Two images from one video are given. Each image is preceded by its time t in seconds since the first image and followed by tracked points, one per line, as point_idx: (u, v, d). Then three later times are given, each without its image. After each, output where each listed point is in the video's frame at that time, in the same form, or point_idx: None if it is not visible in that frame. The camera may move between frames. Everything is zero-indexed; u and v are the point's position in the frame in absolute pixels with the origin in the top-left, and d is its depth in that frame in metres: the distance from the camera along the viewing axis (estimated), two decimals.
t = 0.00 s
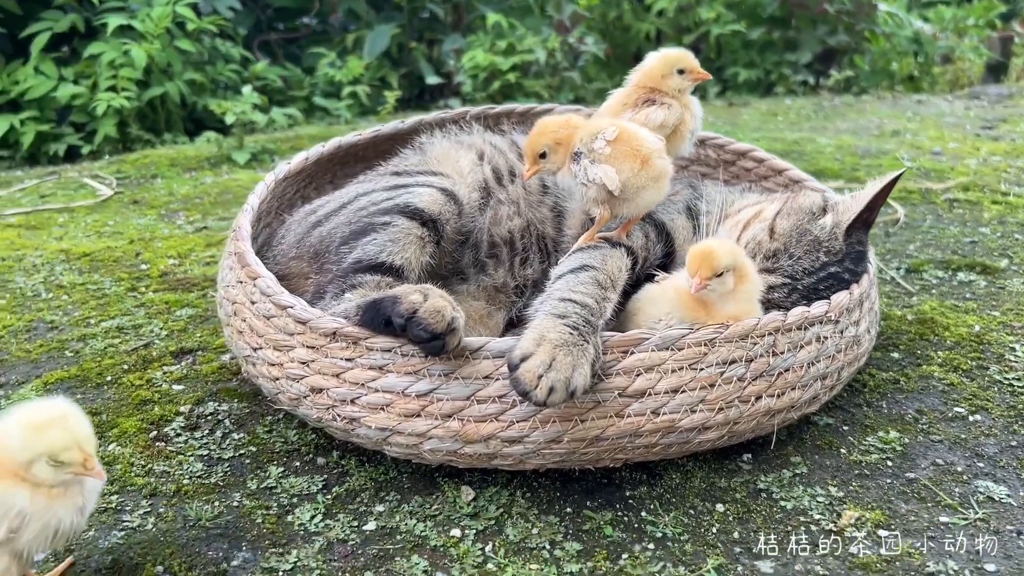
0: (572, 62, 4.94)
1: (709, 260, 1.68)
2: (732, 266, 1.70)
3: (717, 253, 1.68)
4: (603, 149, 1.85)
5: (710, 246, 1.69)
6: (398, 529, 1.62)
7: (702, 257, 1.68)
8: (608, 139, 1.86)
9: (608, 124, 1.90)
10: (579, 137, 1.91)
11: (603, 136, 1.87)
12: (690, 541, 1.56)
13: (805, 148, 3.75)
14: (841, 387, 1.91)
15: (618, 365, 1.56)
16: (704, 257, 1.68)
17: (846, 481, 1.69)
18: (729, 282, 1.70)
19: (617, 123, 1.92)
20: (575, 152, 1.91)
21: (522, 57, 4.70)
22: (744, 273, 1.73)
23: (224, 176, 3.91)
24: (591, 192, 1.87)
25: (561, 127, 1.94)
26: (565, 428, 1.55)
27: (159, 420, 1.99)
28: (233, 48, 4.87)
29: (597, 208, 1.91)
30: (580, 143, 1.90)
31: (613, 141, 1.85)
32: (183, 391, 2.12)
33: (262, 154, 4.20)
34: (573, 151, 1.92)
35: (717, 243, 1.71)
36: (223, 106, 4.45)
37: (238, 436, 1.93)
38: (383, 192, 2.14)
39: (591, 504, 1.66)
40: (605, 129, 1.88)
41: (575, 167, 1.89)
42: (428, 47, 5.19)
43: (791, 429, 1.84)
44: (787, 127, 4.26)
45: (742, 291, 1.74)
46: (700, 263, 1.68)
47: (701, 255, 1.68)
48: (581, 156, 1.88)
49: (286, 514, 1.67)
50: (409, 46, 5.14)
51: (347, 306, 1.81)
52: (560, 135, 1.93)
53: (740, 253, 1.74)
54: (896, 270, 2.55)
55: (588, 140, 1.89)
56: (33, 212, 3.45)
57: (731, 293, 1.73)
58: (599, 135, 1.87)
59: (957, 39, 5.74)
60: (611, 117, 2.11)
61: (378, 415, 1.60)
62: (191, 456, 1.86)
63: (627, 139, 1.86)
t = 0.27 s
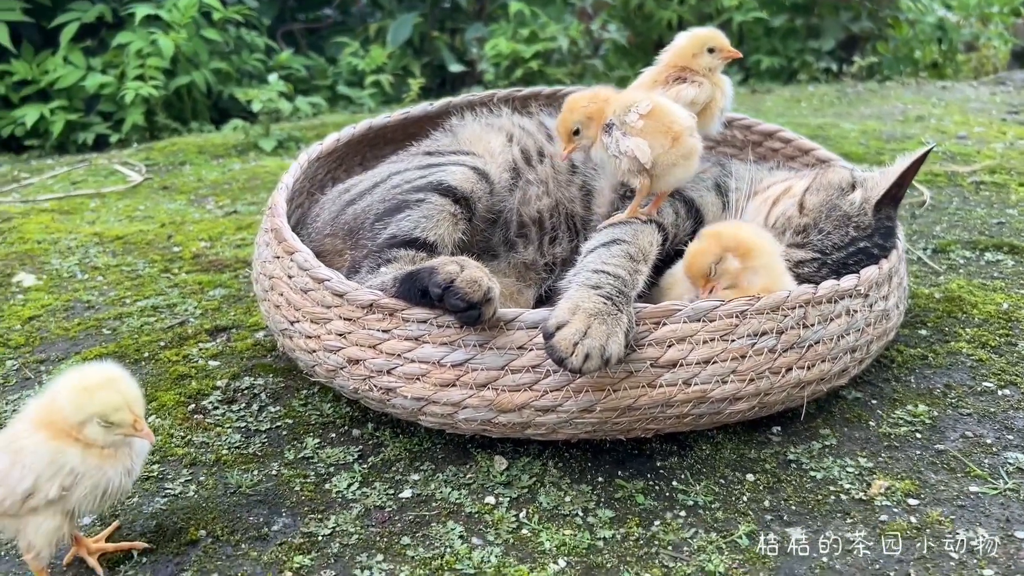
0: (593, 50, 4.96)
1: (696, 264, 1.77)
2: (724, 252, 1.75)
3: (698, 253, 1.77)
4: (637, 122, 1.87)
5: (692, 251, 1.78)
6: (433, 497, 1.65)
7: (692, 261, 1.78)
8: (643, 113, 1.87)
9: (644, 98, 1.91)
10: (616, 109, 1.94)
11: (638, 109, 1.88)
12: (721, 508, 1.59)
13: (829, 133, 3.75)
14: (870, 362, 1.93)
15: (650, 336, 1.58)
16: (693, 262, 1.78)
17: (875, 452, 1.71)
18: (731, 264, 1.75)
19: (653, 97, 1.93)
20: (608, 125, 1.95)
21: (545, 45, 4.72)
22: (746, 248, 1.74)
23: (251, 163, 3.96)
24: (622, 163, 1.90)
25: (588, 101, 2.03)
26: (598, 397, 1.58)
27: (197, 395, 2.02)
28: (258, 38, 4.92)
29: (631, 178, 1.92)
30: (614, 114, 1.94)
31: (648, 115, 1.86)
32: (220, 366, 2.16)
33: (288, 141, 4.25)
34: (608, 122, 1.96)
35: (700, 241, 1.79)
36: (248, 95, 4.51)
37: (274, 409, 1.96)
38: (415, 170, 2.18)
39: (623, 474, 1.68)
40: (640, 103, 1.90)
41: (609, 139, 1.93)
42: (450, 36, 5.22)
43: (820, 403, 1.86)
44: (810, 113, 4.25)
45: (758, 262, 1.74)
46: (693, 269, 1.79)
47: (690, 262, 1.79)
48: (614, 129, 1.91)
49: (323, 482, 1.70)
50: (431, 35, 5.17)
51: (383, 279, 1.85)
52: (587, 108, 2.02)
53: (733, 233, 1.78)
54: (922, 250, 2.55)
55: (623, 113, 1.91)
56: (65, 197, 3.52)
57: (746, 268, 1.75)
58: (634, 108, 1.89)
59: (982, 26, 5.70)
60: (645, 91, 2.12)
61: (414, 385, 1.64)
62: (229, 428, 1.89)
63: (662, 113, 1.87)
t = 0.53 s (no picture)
0: (604, 46, 4.94)
1: (721, 274, 1.72)
2: (748, 260, 1.70)
3: (722, 263, 1.72)
4: (652, 107, 1.85)
5: (716, 261, 1.73)
6: (441, 498, 1.65)
7: (715, 272, 1.73)
8: (658, 98, 1.86)
9: (660, 85, 1.91)
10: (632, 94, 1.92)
11: (654, 94, 1.88)
12: (730, 511, 1.58)
13: (843, 130, 3.72)
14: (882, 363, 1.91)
15: (659, 338, 1.57)
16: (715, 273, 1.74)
17: (886, 455, 1.69)
18: (756, 271, 1.71)
19: (667, 86, 1.92)
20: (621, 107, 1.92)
21: (557, 41, 4.70)
22: (768, 254, 1.71)
23: (263, 161, 3.97)
24: (631, 150, 1.87)
25: (578, 120, 1.99)
26: (606, 400, 1.57)
27: (207, 394, 2.03)
28: (270, 35, 4.93)
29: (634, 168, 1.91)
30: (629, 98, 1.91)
31: (664, 100, 1.86)
32: (230, 365, 2.17)
33: (300, 139, 4.25)
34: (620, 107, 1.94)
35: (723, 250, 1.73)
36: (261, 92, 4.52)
37: (283, 409, 1.96)
38: (424, 170, 2.17)
39: (631, 476, 1.68)
40: (656, 88, 1.89)
41: (620, 121, 1.89)
42: (462, 32, 5.21)
43: (831, 404, 1.85)
44: (825, 109, 4.21)
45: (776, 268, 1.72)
46: (717, 279, 1.73)
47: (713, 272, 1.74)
48: (627, 110, 1.88)
49: (331, 483, 1.71)
50: (444, 31, 5.16)
51: (391, 280, 1.85)
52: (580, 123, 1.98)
53: (755, 238, 1.73)
54: (936, 249, 2.52)
55: (638, 96, 1.90)
56: (79, 196, 3.54)
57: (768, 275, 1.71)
58: (649, 93, 1.88)
59: (1000, 21, 5.63)
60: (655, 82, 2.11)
61: (421, 387, 1.64)
62: (238, 428, 1.90)
63: (676, 100, 1.86)
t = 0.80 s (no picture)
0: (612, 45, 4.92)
1: (737, 259, 1.70)
2: (764, 257, 1.70)
3: (743, 249, 1.69)
4: (650, 107, 1.86)
5: (736, 245, 1.70)
6: (440, 502, 1.65)
7: (729, 256, 1.71)
8: (655, 97, 1.87)
9: (654, 86, 1.92)
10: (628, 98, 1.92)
11: (650, 94, 1.88)
12: (729, 516, 1.57)
13: (850, 129, 3.69)
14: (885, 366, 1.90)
15: (658, 342, 1.56)
16: (729, 258, 1.71)
17: (888, 459, 1.68)
18: (767, 272, 1.71)
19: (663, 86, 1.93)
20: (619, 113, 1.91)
21: (564, 40, 4.69)
22: (782, 259, 1.71)
23: (269, 161, 3.98)
24: (632, 152, 1.86)
25: (584, 159, 2.01)
26: (605, 404, 1.56)
27: (209, 396, 2.05)
28: (277, 34, 4.93)
29: (633, 171, 1.89)
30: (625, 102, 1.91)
31: (660, 99, 1.86)
32: (232, 367, 2.18)
33: (306, 138, 4.26)
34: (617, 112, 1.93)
35: (744, 239, 1.72)
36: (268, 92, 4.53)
37: (285, 411, 1.97)
38: (425, 173, 2.17)
39: (631, 480, 1.67)
40: (652, 89, 1.90)
41: (620, 125, 1.88)
42: (470, 31, 5.20)
43: (832, 408, 1.84)
44: (832, 108, 4.19)
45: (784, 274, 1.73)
46: (729, 265, 1.71)
47: (727, 256, 1.71)
48: (626, 112, 1.87)
49: (331, 486, 1.71)
50: (451, 30, 5.15)
51: (391, 284, 1.86)
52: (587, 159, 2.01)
53: (772, 239, 1.73)
54: (942, 251, 2.50)
55: (634, 99, 1.90)
56: (86, 196, 3.56)
57: (773, 281, 1.72)
58: (646, 94, 1.89)
59: (1011, 17, 5.58)
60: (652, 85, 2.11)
61: (421, 391, 1.64)
62: (240, 431, 1.91)
63: (674, 99, 1.86)
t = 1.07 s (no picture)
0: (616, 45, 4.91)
1: (722, 269, 1.71)
2: (751, 266, 1.71)
3: (728, 258, 1.71)
4: (646, 113, 1.85)
5: (722, 255, 1.72)
6: (440, 507, 1.66)
7: (715, 265, 1.72)
8: (651, 103, 1.86)
9: (652, 90, 1.91)
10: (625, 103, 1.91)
11: (647, 99, 1.87)
12: (728, 523, 1.57)
13: (854, 130, 3.68)
14: (885, 371, 1.89)
15: (657, 348, 1.56)
16: (714, 267, 1.73)
17: (888, 465, 1.68)
18: (753, 280, 1.72)
19: (661, 91, 1.92)
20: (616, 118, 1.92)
21: (568, 40, 4.68)
22: (769, 267, 1.71)
23: (273, 162, 3.99)
24: (630, 156, 1.87)
25: (578, 147, 2.02)
26: (604, 410, 1.56)
27: (211, 400, 2.06)
28: (281, 35, 4.94)
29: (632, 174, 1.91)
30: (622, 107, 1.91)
31: (656, 105, 1.85)
32: (234, 371, 2.20)
33: (310, 140, 4.26)
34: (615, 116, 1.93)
35: (730, 248, 1.73)
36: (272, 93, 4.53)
37: (286, 416, 1.99)
38: (425, 176, 2.18)
39: (630, 486, 1.67)
40: (648, 94, 1.89)
41: (617, 130, 1.89)
42: (474, 31, 5.20)
43: (833, 413, 1.83)
44: (836, 108, 4.17)
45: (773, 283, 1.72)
46: (716, 274, 1.73)
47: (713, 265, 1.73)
48: (622, 118, 1.88)
49: (331, 492, 1.72)
50: (455, 30, 5.15)
51: (390, 289, 1.86)
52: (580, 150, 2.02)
53: (760, 248, 1.73)
54: (945, 254, 2.49)
55: (631, 104, 1.89)
56: (90, 198, 3.57)
57: (762, 289, 1.73)
58: (642, 99, 1.88)
59: (1018, 16, 5.55)
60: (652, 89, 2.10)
61: (420, 396, 1.64)
62: (241, 435, 1.92)
63: (671, 104, 1.85)
